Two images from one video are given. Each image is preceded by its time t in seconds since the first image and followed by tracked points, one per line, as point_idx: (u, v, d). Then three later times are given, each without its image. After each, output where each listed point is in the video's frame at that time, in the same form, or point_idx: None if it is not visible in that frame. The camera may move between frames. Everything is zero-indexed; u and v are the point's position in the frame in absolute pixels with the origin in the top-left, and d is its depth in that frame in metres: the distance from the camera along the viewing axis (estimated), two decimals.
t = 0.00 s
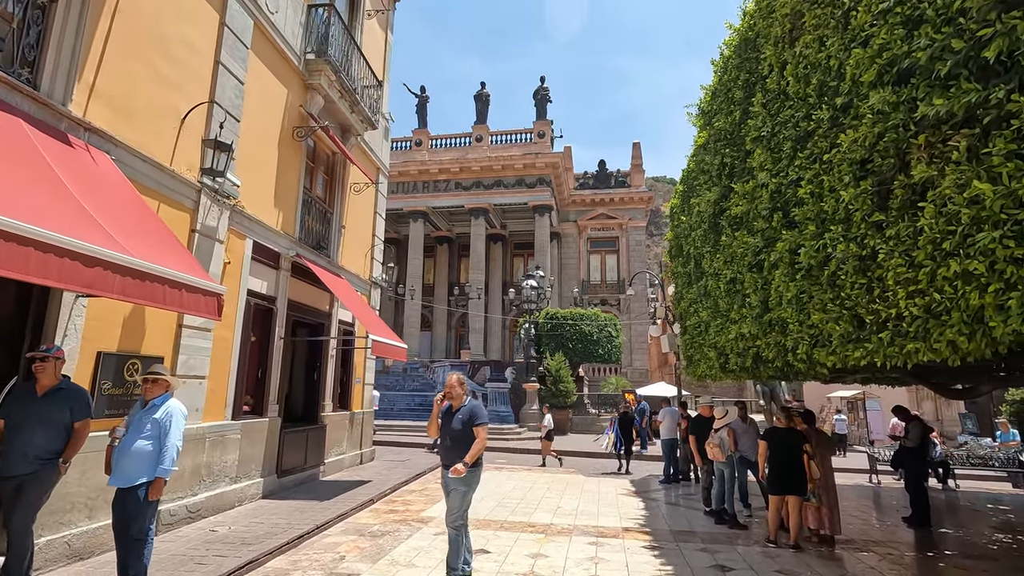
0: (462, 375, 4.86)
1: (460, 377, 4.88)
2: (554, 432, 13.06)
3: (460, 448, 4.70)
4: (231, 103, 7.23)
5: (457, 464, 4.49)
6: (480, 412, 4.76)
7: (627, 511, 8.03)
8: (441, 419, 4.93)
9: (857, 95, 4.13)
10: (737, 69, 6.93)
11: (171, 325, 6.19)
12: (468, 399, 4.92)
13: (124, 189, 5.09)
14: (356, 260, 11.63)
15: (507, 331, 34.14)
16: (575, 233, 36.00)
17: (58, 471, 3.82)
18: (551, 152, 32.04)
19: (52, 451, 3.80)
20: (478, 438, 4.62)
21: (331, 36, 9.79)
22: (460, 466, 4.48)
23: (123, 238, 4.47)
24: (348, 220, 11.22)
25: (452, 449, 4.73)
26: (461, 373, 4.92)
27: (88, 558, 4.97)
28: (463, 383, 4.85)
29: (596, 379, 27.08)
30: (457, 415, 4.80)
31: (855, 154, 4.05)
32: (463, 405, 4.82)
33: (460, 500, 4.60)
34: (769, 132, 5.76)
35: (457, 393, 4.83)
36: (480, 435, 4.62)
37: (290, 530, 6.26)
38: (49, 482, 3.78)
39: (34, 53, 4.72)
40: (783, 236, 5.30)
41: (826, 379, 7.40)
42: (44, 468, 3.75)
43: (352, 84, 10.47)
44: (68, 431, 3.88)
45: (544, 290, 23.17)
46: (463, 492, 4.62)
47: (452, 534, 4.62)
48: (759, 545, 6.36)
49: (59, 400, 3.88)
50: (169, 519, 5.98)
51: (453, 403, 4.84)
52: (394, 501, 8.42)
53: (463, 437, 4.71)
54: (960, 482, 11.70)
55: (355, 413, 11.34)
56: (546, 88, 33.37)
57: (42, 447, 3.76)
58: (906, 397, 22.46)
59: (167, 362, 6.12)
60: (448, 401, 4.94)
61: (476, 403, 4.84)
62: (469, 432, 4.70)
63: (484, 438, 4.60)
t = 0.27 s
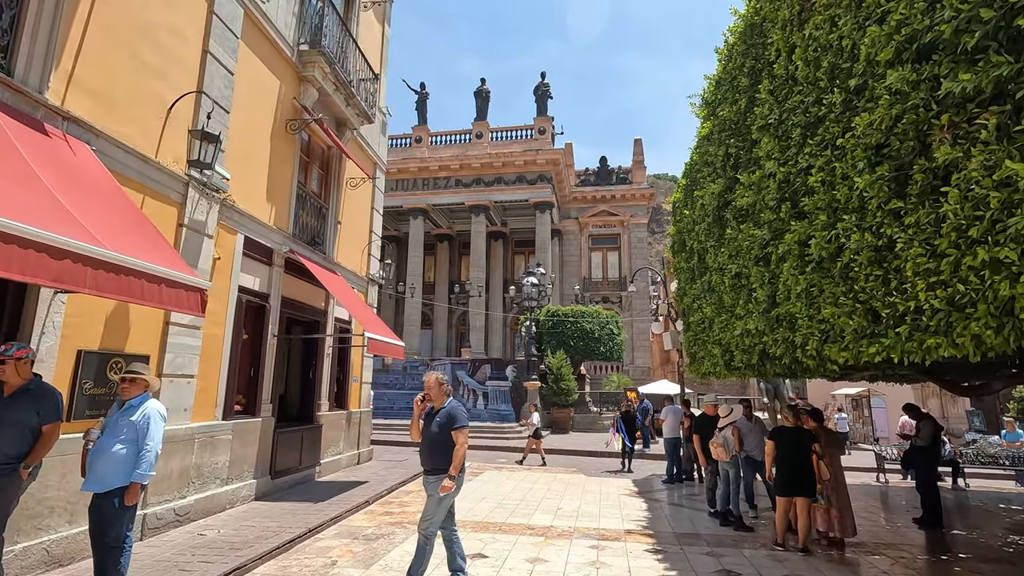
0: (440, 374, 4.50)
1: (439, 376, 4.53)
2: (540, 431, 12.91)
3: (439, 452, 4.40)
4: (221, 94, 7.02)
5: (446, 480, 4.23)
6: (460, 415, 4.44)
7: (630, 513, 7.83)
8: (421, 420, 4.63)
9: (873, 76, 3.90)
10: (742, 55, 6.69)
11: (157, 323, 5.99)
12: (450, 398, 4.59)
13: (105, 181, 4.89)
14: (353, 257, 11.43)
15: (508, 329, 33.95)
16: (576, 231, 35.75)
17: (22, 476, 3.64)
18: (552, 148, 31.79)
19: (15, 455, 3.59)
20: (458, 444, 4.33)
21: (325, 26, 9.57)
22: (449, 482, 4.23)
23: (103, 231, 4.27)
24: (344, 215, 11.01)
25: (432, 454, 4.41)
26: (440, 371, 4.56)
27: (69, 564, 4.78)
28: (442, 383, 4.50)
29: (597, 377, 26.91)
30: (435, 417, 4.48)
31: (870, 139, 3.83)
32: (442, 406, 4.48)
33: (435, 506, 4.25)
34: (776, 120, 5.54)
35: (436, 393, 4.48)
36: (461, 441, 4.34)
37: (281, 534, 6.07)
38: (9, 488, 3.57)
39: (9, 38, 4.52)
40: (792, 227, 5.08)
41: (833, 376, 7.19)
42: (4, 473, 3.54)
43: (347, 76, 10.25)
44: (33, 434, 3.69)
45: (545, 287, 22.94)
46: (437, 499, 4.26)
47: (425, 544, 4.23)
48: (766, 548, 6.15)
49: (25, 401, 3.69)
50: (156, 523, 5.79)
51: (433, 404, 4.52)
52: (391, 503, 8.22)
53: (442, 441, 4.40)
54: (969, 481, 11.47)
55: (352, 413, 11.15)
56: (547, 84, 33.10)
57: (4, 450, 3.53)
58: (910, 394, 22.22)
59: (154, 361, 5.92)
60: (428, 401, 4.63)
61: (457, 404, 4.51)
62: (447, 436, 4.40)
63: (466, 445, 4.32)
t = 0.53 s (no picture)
0: (414, 368, 4.31)
1: (412, 371, 4.35)
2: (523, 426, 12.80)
3: (409, 452, 4.14)
4: (207, 82, 6.81)
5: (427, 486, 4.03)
6: (432, 414, 4.21)
7: (629, 513, 7.62)
8: (393, 416, 4.40)
9: (886, 53, 3.68)
10: (746, 41, 6.46)
11: (140, 317, 5.78)
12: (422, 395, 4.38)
13: (80, 168, 4.68)
14: (348, 252, 11.22)
15: (508, 327, 33.75)
16: (576, 228, 35.51)
17: None
18: (552, 145, 31.53)
19: None
20: (432, 446, 4.10)
21: (318, 15, 9.35)
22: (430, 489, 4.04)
23: (74, 220, 4.08)
24: (338, 209, 10.80)
25: (402, 453, 4.14)
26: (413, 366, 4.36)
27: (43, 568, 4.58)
28: (415, 377, 4.31)
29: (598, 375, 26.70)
30: (407, 415, 4.24)
31: (883, 119, 3.61)
32: (415, 403, 4.26)
33: (403, 507, 4.09)
34: (781, 105, 5.31)
35: (410, 388, 4.30)
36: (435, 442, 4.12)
37: (268, 535, 5.86)
38: None
39: None
40: (798, 216, 4.86)
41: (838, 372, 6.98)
42: None
43: (341, 67, 10.03)
44: None
45: (545, 284, 22.72)
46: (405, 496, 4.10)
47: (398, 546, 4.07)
48: (769, 550, 5.93)
49: None
50: (138, 524, 5.60)
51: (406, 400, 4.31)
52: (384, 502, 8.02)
53: (413, 440, 4.16)
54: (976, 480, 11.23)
55: (347, 411, 10.95)
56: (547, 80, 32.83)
57: None
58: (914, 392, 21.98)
59: (136, 356, 5.72)
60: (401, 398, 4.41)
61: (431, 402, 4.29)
62: (420, 436, 4.17)
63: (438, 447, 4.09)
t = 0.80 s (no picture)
0: (380, 367, 4.05)
1: (381, 370, 4.08)
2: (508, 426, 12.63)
3: (377, 455, 3.92)
4: (192, 72, 6.59)
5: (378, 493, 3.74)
6: (397, 415, 3.92)
7: (629, 517, 7.40)
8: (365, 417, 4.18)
9: (904, 32, 3.44)
10: (750, 28, 6.22)
11: (120, 314, 5.56)
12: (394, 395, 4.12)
13: (52, 157, 4.46)
14: (342, 248, 10.99)
15: (508, 325, 33.54)
16: (577, 226, 35.26)
17: None
18: (552, 142, 31.28)
19: None
20: (393, 451, 3.81)
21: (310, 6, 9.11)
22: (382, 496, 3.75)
23: (41, 212, 3.87)
24: (333, 205, 10.57)
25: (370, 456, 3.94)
26: (382, 364, 4.11)
27: None
28: (383, 376, 4.07)
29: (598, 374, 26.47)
30: (373, 416, 3.99)
31: (901, 103, 3.38)
32: (382, 404, 4.02)
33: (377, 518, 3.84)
34: (787, 93, 5.08)
35: (377, 387, 4.06)
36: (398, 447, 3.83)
37: (253, 541, 5.64)
38: None
39: None
40: (806, 208, 4.62)
41: (845, 372, 6.74)
42: None
43: (334, 59, 9.80)
44: None
45: (545, 283, 22.48)
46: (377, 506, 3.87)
47: (382, 561, 3.86)
48: (774, 557, 5.71)
49: None
50: (118, 529, 5.38)
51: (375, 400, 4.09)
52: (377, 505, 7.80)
53: (379, 443, 3.92)
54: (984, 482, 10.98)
55: (341, 411, 10.73)
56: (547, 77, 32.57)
57: None
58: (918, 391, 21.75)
59: (116, 356, 5.51)
60: (374, 399, 4.19)
61: (400, 403, 4.01)
62: (384, 438, 3.91)
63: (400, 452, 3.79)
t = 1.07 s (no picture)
0: (343, 364, 3.85)
1: (345, 366, 3.87)
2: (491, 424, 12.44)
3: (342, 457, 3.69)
4: (180, 59, 6.37)
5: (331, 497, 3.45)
6: (359, 414, 3.68)
7: (632, 519, 7.17)
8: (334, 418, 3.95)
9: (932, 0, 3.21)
10: (759, 12, 5.99)
11: (102, 309, 5.34)
12: (361, 393, 3.89)
13: (27, 143, 4.25)
14: (338, 244, 10.76)
15: (508, 325, 33.31)
16: (578, 225, 35.01)
17: None
18: (553, 140, 31.04)
19: None
20: (350, 451, 3.56)
21: None
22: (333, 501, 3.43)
23: (9, 198, 3.66)
24: (328, 200, 10.34)
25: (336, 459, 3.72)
26: (347, 362, 3.91)
27: None
28: (347, 373, 3.86)
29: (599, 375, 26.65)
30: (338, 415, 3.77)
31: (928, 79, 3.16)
32: (346, 402, 3.80)
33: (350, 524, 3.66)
34: (799, 77, 4.85)
35: (341, 385, 3.84)
36: (357, 447, 3.57)
37: (240, 545, 5.41)
38: None
39: None
40: (819, 196, 4.40)
41: (856, 370, 6.52)
42: None
43: (330, 50, 9.57)
44: None
45: (545, 281, 22.22)
46: (352, 510, 3.66)
47: (366, 566, 3.61)
48: (784, 562, 5.47)
49: None
50: (99, 533, 5.15)
51: (340, 399, 3.87)
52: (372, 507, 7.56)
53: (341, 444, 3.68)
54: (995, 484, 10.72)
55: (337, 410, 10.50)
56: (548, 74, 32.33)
57: None
58: (923, 391, 21.52)
59: (97, 352, 5.28)
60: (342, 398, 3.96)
61: (364, 401, 3.77)
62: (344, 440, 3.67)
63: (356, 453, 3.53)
